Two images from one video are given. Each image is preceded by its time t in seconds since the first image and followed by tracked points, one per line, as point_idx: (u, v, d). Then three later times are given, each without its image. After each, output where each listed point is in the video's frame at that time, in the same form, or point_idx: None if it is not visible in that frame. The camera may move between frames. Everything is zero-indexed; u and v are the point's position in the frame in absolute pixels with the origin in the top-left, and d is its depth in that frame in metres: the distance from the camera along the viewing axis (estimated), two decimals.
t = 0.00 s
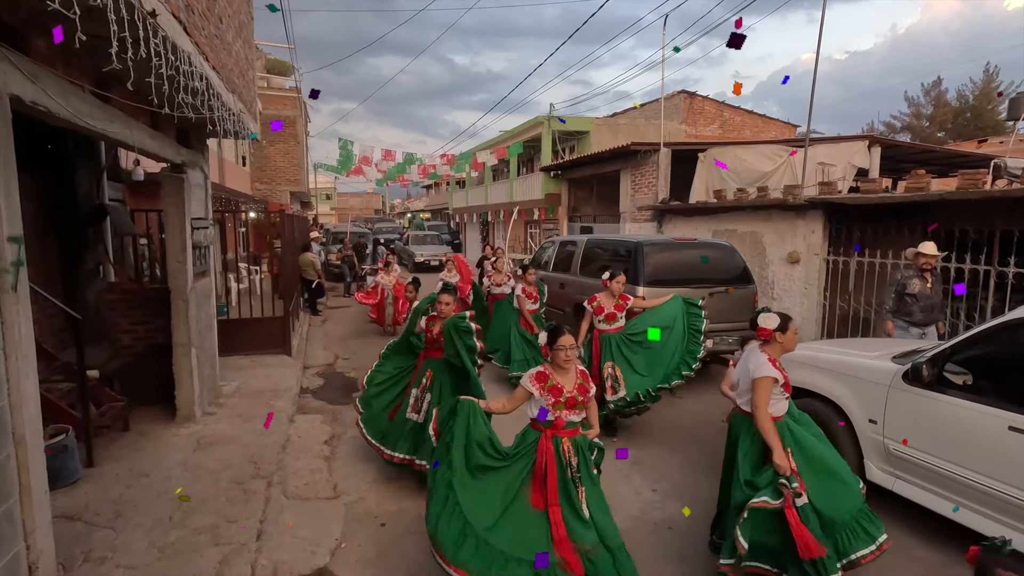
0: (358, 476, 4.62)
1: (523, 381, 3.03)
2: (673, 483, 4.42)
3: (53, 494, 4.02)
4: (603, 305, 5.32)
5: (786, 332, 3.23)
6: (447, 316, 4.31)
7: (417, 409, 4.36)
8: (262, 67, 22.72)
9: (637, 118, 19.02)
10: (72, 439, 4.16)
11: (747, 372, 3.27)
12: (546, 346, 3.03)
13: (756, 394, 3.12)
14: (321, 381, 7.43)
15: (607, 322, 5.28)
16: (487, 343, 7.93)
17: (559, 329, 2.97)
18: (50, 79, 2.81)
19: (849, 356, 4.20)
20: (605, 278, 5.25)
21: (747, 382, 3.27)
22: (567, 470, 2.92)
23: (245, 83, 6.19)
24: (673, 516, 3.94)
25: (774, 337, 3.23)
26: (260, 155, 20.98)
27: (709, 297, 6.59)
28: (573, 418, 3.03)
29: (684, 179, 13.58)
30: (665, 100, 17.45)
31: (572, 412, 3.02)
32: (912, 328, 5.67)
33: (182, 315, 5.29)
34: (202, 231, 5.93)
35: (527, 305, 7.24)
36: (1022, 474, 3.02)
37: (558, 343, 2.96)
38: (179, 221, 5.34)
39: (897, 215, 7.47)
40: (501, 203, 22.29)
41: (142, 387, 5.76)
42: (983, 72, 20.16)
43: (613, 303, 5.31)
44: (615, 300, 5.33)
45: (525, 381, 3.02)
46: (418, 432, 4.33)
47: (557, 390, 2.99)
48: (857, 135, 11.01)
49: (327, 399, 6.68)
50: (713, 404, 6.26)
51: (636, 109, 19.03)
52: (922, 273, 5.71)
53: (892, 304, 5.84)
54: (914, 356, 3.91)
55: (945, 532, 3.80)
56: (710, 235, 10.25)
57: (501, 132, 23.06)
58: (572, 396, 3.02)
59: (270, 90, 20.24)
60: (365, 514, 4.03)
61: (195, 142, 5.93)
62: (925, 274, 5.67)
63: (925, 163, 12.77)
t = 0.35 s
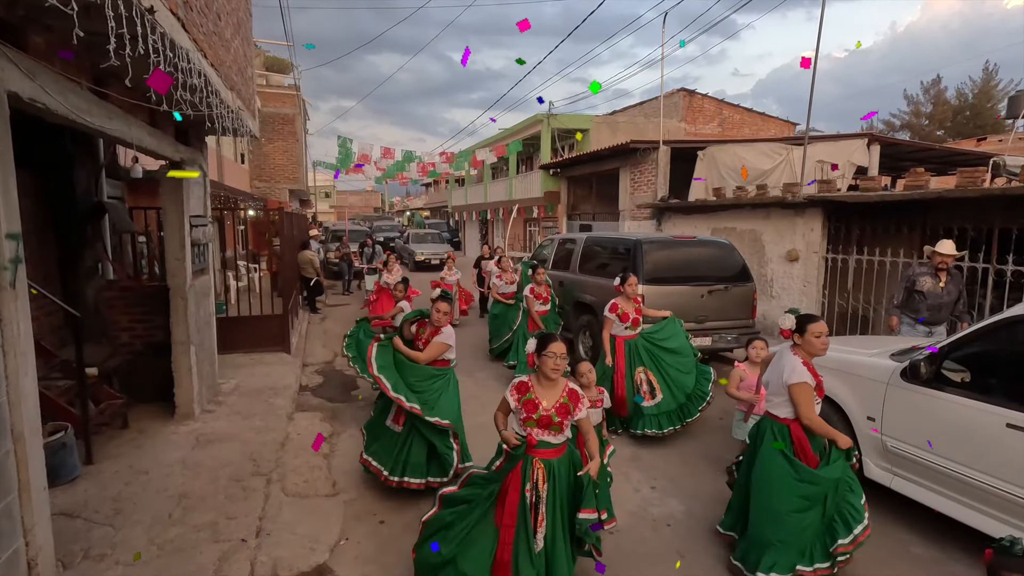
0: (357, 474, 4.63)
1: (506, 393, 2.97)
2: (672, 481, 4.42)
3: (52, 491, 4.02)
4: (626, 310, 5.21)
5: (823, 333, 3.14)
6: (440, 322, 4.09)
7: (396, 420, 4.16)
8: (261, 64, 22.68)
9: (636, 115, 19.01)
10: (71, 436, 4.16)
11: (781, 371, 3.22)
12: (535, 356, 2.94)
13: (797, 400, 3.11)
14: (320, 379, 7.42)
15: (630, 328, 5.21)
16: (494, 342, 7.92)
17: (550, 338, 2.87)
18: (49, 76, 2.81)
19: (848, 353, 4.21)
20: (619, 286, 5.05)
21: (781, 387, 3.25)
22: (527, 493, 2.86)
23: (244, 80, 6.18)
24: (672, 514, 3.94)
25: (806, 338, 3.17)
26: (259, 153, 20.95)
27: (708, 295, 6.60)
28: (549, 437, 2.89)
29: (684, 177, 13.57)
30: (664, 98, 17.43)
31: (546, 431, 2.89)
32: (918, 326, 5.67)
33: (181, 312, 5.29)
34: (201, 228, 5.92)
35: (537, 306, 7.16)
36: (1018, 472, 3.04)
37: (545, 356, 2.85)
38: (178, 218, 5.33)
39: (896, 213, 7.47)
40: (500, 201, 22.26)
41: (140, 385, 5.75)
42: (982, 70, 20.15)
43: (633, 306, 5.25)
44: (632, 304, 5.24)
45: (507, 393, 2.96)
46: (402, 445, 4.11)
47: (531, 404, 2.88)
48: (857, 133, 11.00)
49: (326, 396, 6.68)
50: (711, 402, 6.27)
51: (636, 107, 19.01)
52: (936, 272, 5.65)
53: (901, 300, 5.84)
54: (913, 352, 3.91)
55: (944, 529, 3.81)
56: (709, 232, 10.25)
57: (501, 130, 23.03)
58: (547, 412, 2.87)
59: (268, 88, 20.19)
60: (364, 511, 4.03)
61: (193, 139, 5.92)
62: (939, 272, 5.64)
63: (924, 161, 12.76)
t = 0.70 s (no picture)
0: (357, 473, 4.64)
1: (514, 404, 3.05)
2: (670, 480, 4.44)
3: (53, 489, 4.04)
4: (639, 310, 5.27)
5: (857, 358, 3.03)
6: (448, 330, 4.11)
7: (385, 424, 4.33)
8: (261, 64, 22.70)
9: (636, 114, 18.98)
10: (73, 435, 4.18)
11: (813, 392, 3.16)
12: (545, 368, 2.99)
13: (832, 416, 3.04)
14: (320, 378, 7.43)
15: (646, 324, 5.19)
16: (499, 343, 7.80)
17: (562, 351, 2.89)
18: (50, 77, 2.82)
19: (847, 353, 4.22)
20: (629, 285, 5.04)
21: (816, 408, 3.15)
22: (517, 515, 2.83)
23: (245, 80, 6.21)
24: (672, 513, 3.95)
25: (836, 358, 3.08)
26: (260, 153, 20.97)
27: (708, 294, 6.60)
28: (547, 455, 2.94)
29: (684, 177, 13.57)
30: (665, 97, 17.43)
31: (545, 447, 2.96)
32: (915, 327, 5.66)
33: (182, 312, 5.31)
34: (201, 228, 5.94)
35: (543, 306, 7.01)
36: (1014, 471, 3.06)
37: (552, 370, 2.90)
38: (178, 218, 5.34)
39: (896, 212, 7.47)
40: (501, 200, 22.27)
41: (140, 384, 5.76)
42: (984, 69, 20.11)
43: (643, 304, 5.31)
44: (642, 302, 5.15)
45: (515, 405, 3.05)
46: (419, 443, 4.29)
47: (535, 417, 2.97)
48: (857, 133, 10.99)
49: (326, 396, 6.70)
50: (711, 401, 6.28)
51: (636, 107, 19.00)
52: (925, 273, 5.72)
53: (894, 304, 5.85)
54: (911, 352, 3.93)
55: (943, 528, 3.81)
56: (710, 232, 10.25)
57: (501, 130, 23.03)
58: (547, 428, 2.94)
59: (269, 87, 20.20)
60: (364, 510, 4.04)
61: (194, 139, 5.94)
62: (930, 273, 5.66)
63: (925, 161, 12.75)
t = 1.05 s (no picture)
0: (358, 472, 4.64)
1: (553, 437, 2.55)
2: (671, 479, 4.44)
3: (55, 488, 4.05)
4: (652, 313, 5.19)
5: (903, 373, 2.82)
6: (477, 327, 4.00)
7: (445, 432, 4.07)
8: (262, 64, 22.74)
9: (637, 114, 18.97)
10: (75, 434, 4.19)
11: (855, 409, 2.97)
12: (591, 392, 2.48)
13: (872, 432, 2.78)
14: (321, 378, 7.44)
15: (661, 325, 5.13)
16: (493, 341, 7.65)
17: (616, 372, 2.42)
18: (52, 77, 2.83)
19: (848, 353, 4.23)
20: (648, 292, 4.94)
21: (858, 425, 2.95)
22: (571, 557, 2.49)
23: (246, 80, 6.22)
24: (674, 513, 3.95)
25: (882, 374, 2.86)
26: (261, 152, 21.01)
27: (709, 294, 6.61)
28: (600, 493, 2.46)
29: (685, 176, 13.57)
30: (666, 97, 17.43)
31: (597, 486, 2.46)
32: (922, 329, 5.61)
33: (183, 311, 5.31)
34: (203, 228, 5.95)
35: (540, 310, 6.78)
36: (1015, 470, 3.07)
37: (598, 399, 2.40)
38: (179, 217, 5.35)
39: (897, 211, 7.47)
40: (502, 200, 22.29)
41: (141, 383, 5.77)
42: (986, 69, 20.08)
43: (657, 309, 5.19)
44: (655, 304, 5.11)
45: (554, 436, 2.55)
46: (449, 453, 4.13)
47: (581, 452, 2.46)
48: (858, 132, 10.99)
49: (328, 395, 6.72)
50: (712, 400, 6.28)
51: (637, 106, 19.00)
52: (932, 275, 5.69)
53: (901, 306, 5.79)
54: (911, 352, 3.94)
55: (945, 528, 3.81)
56: (710, 232, 10.26)
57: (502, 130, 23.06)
58: (599, 464, 2.45)
59: (270, 87, 20.24)
60: (365, 509, 4.05)
61: (195, 138, 5.94)
62: (936, 274, 5.63)
63: (926, 160, 12.75)
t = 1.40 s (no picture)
0: (360, 472, 4.64)
1: (597, 454, 2.32)
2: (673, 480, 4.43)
3: (56, 488, 4.04)
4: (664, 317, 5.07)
5: (946, 382, 2.50)
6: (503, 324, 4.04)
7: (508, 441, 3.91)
8: (264, 63, 22.77)
9: (638, 114, 18.97)
10: (76, 434, 4.19)
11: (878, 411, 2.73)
12: (643, 407, 2.30)
13: (852, 420, 2.62)
14: (323, 378, 7.44)
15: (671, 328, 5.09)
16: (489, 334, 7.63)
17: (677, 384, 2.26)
18: (54, 77, 2.82)
19: (851, 354, 4.21)
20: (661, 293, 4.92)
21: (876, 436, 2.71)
22: None
23: (248, 80, 6.23)
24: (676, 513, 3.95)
25: (919, 382, 2.55)
26: (262, 152, 21.03)
27: (710, 294, 6.60)
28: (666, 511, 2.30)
29: (686, 176, 13.57)
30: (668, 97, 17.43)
31: (662, 506, 2.29)
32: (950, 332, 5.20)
33: (184, 311, 5.31)
34: (205, 228, 5.95)
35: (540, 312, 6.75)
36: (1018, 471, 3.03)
37: (656, 413, 2.25)
38: (181, 217, 5.34)
39: (899, 211, 7.46)
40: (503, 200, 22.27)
41: (143, 383, 5.77)
42: (988, 69, 20.07)
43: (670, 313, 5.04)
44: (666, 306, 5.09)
45: (599, 453, 2.31)
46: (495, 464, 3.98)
47: (640, 471, 2.28)
48: (860, 132, 10.98)
49: (329, 395, 6.71)
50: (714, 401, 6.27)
51: (638, 106, 19.01)
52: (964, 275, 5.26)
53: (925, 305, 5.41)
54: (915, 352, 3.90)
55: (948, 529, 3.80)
56: (712, 232, 10.25)
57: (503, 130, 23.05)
58: (663, 480, 2.29)
59: (272, 87, 20.26)
60: (367, 510, 4.04)
61: (197, 139, 5.94)
62: (967, 275, 5.24)
63: (928, 161, 12.74)
